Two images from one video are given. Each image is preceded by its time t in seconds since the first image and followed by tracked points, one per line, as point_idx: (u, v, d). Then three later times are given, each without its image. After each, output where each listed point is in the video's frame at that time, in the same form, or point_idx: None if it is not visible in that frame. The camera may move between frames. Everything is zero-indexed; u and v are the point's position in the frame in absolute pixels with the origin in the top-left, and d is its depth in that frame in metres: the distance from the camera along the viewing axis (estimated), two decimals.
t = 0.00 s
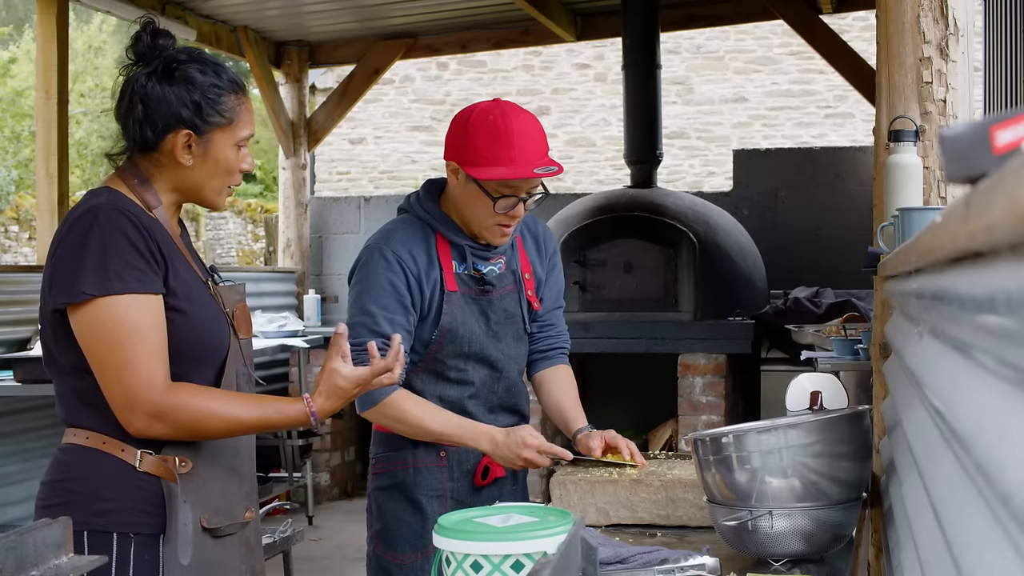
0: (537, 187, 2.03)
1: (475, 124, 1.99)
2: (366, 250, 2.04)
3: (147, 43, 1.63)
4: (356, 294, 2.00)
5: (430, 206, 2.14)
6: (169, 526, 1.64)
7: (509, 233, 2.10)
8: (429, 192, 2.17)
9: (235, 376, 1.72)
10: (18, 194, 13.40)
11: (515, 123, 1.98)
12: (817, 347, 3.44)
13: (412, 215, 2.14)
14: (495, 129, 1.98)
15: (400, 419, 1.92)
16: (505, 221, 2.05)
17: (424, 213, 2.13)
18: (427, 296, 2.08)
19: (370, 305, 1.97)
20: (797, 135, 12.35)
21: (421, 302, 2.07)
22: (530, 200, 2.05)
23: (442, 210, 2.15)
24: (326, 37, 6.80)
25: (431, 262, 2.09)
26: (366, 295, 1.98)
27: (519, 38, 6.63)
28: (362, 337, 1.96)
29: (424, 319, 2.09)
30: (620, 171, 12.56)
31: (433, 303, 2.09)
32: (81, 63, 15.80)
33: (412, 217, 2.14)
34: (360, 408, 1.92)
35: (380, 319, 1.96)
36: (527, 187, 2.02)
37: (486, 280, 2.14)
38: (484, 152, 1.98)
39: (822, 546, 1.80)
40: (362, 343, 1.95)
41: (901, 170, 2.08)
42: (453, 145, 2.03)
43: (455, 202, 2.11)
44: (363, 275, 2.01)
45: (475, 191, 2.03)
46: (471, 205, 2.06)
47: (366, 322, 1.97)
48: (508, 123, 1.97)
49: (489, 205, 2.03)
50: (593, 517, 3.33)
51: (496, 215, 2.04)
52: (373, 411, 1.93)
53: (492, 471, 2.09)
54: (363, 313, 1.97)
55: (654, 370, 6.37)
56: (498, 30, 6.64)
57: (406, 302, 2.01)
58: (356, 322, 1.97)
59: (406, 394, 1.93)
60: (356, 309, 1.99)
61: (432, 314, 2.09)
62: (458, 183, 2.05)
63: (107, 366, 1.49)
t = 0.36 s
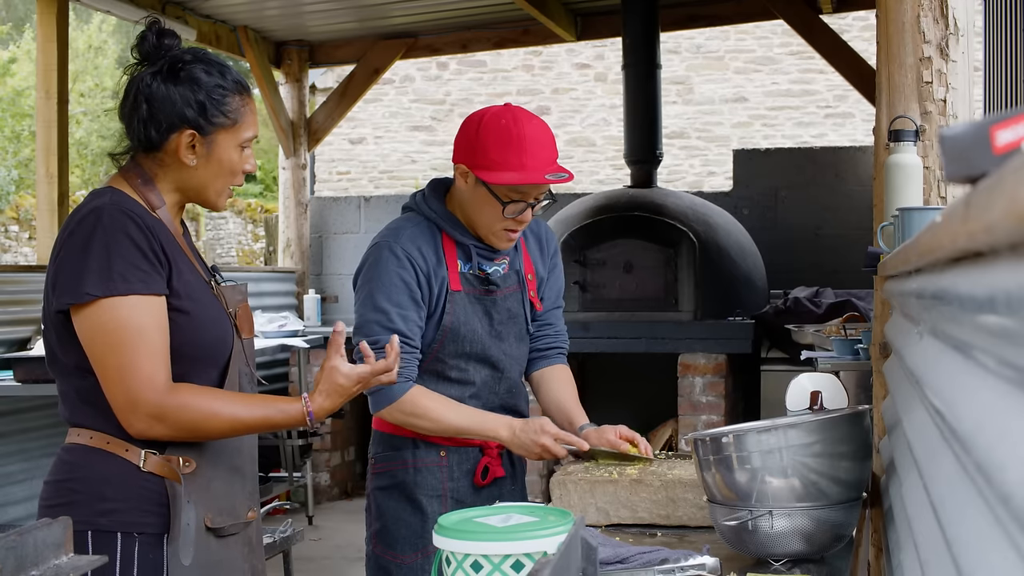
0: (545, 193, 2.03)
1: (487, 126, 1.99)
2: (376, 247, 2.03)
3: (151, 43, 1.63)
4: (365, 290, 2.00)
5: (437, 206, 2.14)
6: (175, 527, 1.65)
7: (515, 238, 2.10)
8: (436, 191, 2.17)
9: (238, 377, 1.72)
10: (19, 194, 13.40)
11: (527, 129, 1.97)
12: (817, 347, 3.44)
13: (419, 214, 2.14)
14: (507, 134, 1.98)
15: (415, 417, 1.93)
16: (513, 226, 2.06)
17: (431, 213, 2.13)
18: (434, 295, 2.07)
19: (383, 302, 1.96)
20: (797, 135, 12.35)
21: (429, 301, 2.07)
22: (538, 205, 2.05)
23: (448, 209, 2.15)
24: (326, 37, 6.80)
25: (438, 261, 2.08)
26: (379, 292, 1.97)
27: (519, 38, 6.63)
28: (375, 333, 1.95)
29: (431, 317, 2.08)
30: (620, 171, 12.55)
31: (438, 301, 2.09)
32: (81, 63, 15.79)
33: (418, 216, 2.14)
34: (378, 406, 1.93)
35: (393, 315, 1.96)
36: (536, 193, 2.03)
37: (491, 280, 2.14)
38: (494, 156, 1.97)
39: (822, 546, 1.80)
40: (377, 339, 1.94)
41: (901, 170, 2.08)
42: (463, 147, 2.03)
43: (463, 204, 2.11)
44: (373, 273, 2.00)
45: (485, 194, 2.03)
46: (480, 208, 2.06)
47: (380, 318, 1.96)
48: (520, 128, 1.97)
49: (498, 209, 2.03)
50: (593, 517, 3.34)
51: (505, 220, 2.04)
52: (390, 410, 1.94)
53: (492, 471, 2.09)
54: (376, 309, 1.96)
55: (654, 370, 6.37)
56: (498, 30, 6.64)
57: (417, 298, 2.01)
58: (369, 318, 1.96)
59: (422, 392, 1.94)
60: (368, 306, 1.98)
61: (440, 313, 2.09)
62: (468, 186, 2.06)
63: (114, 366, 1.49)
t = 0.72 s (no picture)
0: (553, 162, 2.06)
1: (486, 107, 2.03)
2: (387, 230, 2.01)
3: (152, 43, 1.63)
4: (379, 272, 1.98)
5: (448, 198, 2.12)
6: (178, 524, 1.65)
7: (530, 216, 2.07)
8: (444, 183, 2.15)
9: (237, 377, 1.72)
10: (19, 194, 13.41)
11: (527, 101, 2.02)
12: (817, 347, 3.44)
13: (428, 203, 2.12)
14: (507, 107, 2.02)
15: (434, 389, 1.88)
16: (525, 199, 2.04)
17: (441, 202, 2.11)
18: (443, 282, 2.06)
19: (398, 281, 1.94)
20: (797, 134, 12.36)
21: (439, 289, 2.05)
22: (545, 176, 2.06)
23: (457, 202, 2.14)
24: (326, 37, 6.81)
25: (448, 247, 2.07)
26: (393, 273, 1.95)
27: (519, 38, 6.63)
28: (390, 312, 1.92)
29: (441, 304, 2.06)
30: (620, 171, 12.55)
31: (447, 289, 2.06)
32: (81, 63, 15.79)
33: (427, 205, 2.11)
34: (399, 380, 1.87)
35: (408, 294, 1.94)
36: (542, 161, 2.04)
37: (498, 273, 2.13)
38: (498, 129, 2.00)
39: (822, 546, 1.79)
40: (393, 317, 1.92)
41: (901, 170, 2.08)
42: (465, 132, 2.06)
43: (473, 191, 2.10)
44: (385, 257, 1.98)
45: (494, 168, 2.03)
46: (489, 185, 2.05)
47: (394, 298, 1.94)
48: (519, 101, 2.01)
49: (508, 179, 2.03)
50: (594, 517, 3.34)
51: (515, 191, 2.03)
52: (410, 385, 1.89)
53: (490, 471, 2.11)
54: (390, 290, 1.94)
55: (654, 370, 6.37)
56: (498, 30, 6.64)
57: (428, 281, 2.00)
58: (383, 297, 1.94)
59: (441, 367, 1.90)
60: (383, 287, 1.95)
61: (450, 302, 2.06)
62: (474, 166, 2.07)
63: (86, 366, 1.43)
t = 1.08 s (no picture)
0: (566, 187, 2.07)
1: (515, 117, 2.02)
2: (390, 225, 2.02)
3: (163, 41, 1.58)
4: (379, 266, 1.98)
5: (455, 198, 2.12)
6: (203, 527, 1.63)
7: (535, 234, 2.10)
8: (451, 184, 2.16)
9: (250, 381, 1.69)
10: (19, 194, 13.41)
11: (553, 121, 2.02)
12: (818, 347, 3.44)
13: (433, 202, 2.12)
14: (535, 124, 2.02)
15: (426, 377, 1.84)
16: (534, 217, 2.06)
17: (446, 200, 2.11)
18: (444, 279, 2.05)
19: (395, 275, 1.94)
20: (797, 134, 12.36)
21: (441, 285, 2.05)
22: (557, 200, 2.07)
23: (463, 201, 2.13)
24: (325, 37, 6.80)
25: (451, 245, 2.07)
26: (392, 267, 1.95)
27: (519, 38, 6.63)
28: (386, 304, 1.92)
29: (441, 302, 2.06)
30: (620, 171, 12.55)
31: (448, 287, 2.06)
32: (81, 62, 15.79)
33: (433, 204, 2.12)
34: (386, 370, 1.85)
35: (405, 288, 1.93)
36: (558, 184, 2.05)
37: (501, 273, 2.13)
38: (523, 143, 1.99)
39: (822, 546, 1.79)
40: (387, 309, 1.91)
41: (901, 170, 2.08)
42: (489, 138, 2.05)
43: (484, 196, 2.10)
44: (386, 252, 1.98)
45: (511, 181, 2.03)
46: (504, 197, 2.06)
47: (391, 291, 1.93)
48: (547, 118, 2.02)
49: (522, 196, 2.04)
50: (593, 517, 3.34)
51: (526, 209, 2.05)
52: (396, 376, 1.85)
53: (487, 470, 2.10)
54: (388, 283, 1.94)
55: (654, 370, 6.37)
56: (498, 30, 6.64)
57: (428, 277, 1.99)
58: (380, 291, 1.94)
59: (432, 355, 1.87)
60: (380, 280, 1.95)
61: (449, 299, 2.06)
62: (491, 174, 2.06)
63: (81, 363, 1.44)
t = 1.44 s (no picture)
0: (547, 148, 2.05)
1: (478, 97, 2.03)
2: (386, 228, 2.02)
3: (170, 40, 1.54)
4: (375, 271, 1.97)
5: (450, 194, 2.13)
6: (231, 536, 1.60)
7: (529, 203, 2.06)
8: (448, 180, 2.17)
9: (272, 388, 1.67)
10: (19, 194, 13.43)
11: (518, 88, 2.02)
12: (818, 347, 3.44)
13: (432, 202, 2.12)
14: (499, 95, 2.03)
15: (413, 391, 1.80)
16: (519, 183, 2.03)
17: (445, 199, 2.11)
18: (440, 282, 2.05)
19: (390, 279, 1.94)
20: (797, 134, 12.37)
21: (438, 286, 2.04)
22: (541, 162, 2.05)
23: (460, 200, 2.13)
24: (325, 37, 6.80)
25: (449, 246, 2.07)
26: (388, 272, 1.95)
27: (519, 38, 6.64)
28: (380, 309, 1.91)
29: (439, 304, 2.05)
30: (620, 171, 12.55)
31: (446, 289, 2.06)
32: (81, 62, 15.82)
33: (430, 204, 2.12)
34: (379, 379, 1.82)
35: (399, 292, 1.92)
36: (535, 146, 2.04)
37: (501, 271, 2.12)
38: (490, 116, 2.00)
39: (822, 546, 1.79)
40: (383, 314, 1.90)
41: (901, 170, 2.08)
42: (461, 122, 2.07)
43: (470, 183, 2.10)
44: (382, 256, 1.98)
45: (487, 154, 2.03)
46: (483, 173, 2.05)
47: (386, 296, 1.93)
48: (511, 90, 2.00)
49: (501, 165, 2.02)
50: (594, 517, 3.34)
51: (509, 176, 2.03)
52: (389, 385, 1.82)
53: (484, 474, 2.09)
54: (383, 288, 1.94)
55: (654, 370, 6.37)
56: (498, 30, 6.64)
57: (423, 281, 1.98)
58: (375, 295, 1.94)
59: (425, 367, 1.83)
60: (376, 285, 1.95)
61: (446, 299, 2.06)
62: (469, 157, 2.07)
63: (107, 371, 1.38)
